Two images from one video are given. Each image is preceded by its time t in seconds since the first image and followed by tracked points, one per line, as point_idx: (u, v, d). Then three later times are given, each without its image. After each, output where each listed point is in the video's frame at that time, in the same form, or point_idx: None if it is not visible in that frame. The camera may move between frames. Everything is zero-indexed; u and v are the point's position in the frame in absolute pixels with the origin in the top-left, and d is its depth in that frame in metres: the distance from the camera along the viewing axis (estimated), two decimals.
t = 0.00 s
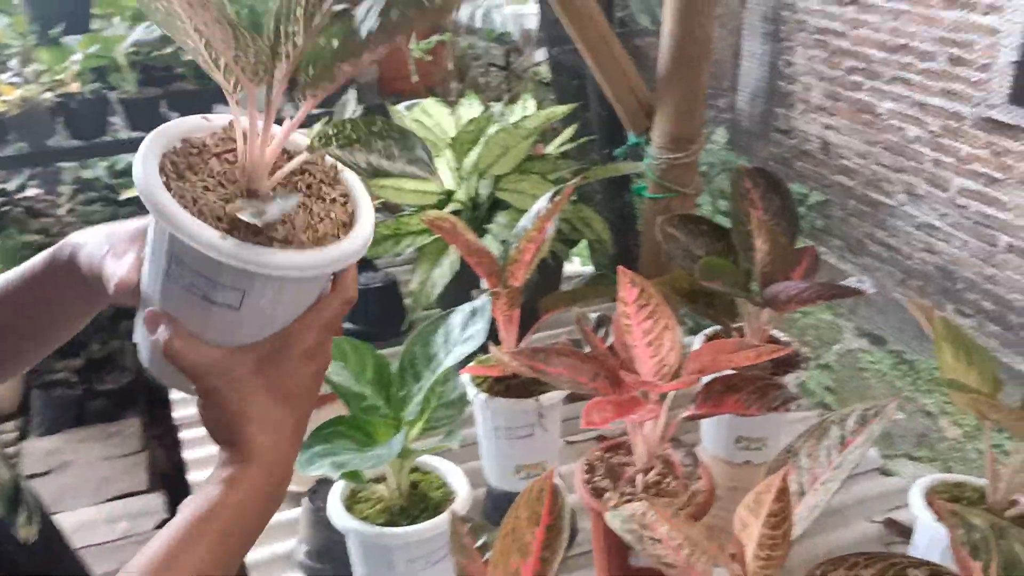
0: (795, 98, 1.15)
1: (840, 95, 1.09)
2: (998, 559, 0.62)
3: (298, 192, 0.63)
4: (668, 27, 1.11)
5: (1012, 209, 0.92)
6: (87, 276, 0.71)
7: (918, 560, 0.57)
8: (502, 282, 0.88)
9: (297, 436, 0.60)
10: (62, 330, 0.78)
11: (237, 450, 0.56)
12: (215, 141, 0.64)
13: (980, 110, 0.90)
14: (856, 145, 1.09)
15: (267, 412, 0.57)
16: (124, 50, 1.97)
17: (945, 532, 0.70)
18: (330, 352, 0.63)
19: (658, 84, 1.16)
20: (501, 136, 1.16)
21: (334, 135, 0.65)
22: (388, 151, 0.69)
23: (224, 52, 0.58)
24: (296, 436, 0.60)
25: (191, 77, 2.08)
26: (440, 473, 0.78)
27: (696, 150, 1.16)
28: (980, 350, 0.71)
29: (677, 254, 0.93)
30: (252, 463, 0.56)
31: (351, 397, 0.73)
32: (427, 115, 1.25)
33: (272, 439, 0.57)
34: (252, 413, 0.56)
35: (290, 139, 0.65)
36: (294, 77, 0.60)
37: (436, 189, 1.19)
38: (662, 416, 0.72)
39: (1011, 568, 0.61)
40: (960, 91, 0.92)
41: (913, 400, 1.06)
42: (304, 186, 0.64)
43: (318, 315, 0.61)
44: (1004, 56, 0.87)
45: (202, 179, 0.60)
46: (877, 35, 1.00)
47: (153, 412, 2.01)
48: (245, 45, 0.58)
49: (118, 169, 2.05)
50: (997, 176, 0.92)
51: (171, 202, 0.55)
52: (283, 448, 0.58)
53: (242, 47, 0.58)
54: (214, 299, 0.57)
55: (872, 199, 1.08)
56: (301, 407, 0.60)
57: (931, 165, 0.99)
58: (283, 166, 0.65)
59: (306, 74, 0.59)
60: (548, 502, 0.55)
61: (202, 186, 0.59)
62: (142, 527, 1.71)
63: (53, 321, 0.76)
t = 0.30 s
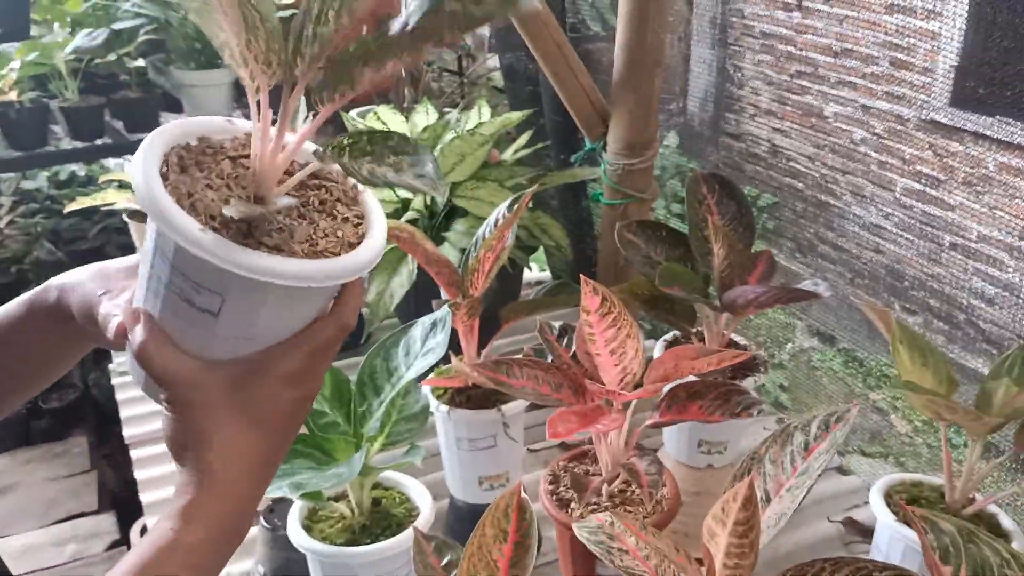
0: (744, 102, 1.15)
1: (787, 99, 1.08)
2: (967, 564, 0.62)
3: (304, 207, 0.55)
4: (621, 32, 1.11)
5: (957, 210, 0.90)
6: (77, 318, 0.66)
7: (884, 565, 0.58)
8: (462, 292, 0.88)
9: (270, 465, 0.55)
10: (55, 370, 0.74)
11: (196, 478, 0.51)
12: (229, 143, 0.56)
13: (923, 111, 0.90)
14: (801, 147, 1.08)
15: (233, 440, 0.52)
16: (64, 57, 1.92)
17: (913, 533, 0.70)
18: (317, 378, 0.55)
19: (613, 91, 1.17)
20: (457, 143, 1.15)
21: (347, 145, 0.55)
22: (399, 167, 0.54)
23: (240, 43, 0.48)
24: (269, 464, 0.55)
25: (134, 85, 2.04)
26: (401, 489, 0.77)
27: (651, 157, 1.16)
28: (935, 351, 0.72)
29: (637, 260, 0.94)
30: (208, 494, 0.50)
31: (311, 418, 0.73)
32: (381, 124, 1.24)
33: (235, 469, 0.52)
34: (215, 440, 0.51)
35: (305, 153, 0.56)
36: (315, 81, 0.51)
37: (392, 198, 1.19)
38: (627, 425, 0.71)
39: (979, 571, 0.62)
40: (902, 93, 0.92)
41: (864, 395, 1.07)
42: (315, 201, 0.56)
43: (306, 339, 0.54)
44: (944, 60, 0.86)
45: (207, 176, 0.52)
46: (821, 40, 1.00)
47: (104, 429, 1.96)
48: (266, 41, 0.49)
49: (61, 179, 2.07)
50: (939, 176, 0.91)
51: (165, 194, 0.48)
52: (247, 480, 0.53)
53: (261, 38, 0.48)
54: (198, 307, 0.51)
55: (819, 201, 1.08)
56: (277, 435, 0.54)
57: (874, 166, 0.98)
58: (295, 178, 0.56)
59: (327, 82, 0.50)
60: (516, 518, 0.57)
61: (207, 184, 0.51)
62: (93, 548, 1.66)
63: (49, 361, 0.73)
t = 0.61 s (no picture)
0: (719, 109, 1.16)
1: (762, 107, 1.08)
2: None
3: (339, 243, 0.53)
4: (599, 43, 1.12)
5: (929, 215, 0.91)
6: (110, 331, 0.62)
7: None
8: (445, 307, 0.87)
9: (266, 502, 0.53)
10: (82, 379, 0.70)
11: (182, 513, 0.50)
12: (277, 178, 0.56)
13: (894, 118, 0.91)
14: (776, 155, 1.09)
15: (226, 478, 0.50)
16: (34, 69, 1.89)
17: (898, 545, 0.70)
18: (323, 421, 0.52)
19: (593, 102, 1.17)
20: (437, 156, 1.15)
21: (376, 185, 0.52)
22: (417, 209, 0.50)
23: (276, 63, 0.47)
24: (265, 502, 0.53)
25: (106, 97, 2.01)
26: (387, 508, 0.77)
27: (632, 167, 1.16)
28: (918, 361, 0.72)
29: (619, 273, 0.94)
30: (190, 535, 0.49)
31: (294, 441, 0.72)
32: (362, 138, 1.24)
33: (225, 509, 0.50)
34: (204, 477, 0.49)
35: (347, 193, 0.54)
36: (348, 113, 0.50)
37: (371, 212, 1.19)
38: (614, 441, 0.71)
39: None
40: (873, 101, 0.93)
41: (842, 400, 1.07)
42: (349, 240, 0.54)
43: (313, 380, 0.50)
44: (914, 68, 0.87)
45: (242, 205, 0.52)
46: (793, 48, 1.01)
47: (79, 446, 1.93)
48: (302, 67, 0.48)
49: (33, 192, 2.06)
50: (912, 183, 0.92)
51: (187, 217, 0.47)
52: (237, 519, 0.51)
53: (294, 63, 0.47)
54: (211, 333, 0.49)
55: (795, 207, 1.08)
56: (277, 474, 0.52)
57: (848, 171, 0.99)
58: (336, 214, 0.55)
59: (361, 113, 0.49)
60: (506, 542, 0.62)
61: (240, 211, 0.51)
62: (69, 569, 1.63)
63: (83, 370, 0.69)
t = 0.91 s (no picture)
0: (709, 118, 1.16)
1: (752, 116, 1.09)
2: None
3: (340, 284, 0.56)
4: (590, 53, 1.11)
5: (921, 222, 0.91)
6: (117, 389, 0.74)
7: None
8: (439, 325, 0.86)
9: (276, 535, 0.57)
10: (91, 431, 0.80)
11: (196, 551, 0.53)
12: (279, 229, 0.58)
13: (885, 126, 0.91)
14: (767, 163, 1.09)
15: (237, 515, 0.54)
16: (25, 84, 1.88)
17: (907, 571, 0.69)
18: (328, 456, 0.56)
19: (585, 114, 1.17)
20: (430, 171, 1.19)
21: (375, 221, 0.56)
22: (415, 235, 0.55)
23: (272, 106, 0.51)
24: (277, 534, 0.57)
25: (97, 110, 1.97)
26: (382, 530, 0.78)
27: (623, 180, 1.16)
28: (913, 379, 0.74)
29: (613, 287, 0.94)
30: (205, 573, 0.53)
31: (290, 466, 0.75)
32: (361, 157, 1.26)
33: (236, 544, 0.54)
34: (215, 515, 0.53)
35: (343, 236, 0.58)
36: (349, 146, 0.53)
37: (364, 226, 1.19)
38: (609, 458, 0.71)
39: None
40: (863, 110, 0.93)
41: (836, 408, 1.07)
42: (350, 282, 0.56)
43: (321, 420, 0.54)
44: (903, 77, 0.87)
45: (245, 251, 0.55)
46: (782, 56, 1.01)
47: (72, 461, 1.92)
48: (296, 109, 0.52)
49: (23, 205, 2.05)
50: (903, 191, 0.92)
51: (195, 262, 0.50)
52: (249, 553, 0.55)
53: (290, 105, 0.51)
54: (218, 373, 0.51)
55: (786, 215, 1.08)
56: (285, 507, 0.56)
57: (839, 180, 0.99)
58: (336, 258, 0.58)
59: (359, 148, 0.52)
60: (503, 562, 0.65)
61: (244, 258, 0.54)
62: None
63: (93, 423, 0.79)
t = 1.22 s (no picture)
0: (701, 123, 1.16)
1: (743, 121, 1.09)
2: None
3: (323, 319, 0.56)
4: (583, 58, 1.11)
5: (912, 228, 0.91)
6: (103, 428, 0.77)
7: None
8: (430, 334, 0.85)
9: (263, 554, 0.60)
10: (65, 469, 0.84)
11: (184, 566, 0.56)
12: (258, 264, 0.59)
13: (877, 131, 0.91)
14: (758, 169, 1.09)
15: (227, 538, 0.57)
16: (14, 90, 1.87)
17: None
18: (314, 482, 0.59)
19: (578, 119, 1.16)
20: (421, 179, 1.18)
21: (362, 252, 0.61)
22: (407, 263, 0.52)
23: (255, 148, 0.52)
24: (264, 552, 0.60)
25: (87, 117, 1.96)
26: (375, 542, 0.78)
27: (616, 187, 1.16)
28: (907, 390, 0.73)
29: (606, 295, 0.93)
30: None
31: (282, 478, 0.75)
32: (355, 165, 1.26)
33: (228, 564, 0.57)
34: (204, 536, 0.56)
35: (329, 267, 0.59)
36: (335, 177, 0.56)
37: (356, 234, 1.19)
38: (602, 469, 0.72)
39: None
40: (855, 115, 0.93)
41: (828, 413, 1.07)
42: (333, 311, 0.57)
43: (311, 448, 0.57)
44: (894, 82, 0.87)
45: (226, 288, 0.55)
46: (774, 62, 1.01)
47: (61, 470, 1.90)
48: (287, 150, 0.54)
49: (13, 212, 2.04)
50: (893, 196, 0.92)
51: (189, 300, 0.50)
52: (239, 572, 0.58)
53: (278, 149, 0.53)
54: (215, 409, 0.53)
55: (778, 220, 1.08)
56: (271, 529, 0.60)
57: (831, 185, 0.99)
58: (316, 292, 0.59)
59: (345, 183, 0.56)
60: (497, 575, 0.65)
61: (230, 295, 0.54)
62: None
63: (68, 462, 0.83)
